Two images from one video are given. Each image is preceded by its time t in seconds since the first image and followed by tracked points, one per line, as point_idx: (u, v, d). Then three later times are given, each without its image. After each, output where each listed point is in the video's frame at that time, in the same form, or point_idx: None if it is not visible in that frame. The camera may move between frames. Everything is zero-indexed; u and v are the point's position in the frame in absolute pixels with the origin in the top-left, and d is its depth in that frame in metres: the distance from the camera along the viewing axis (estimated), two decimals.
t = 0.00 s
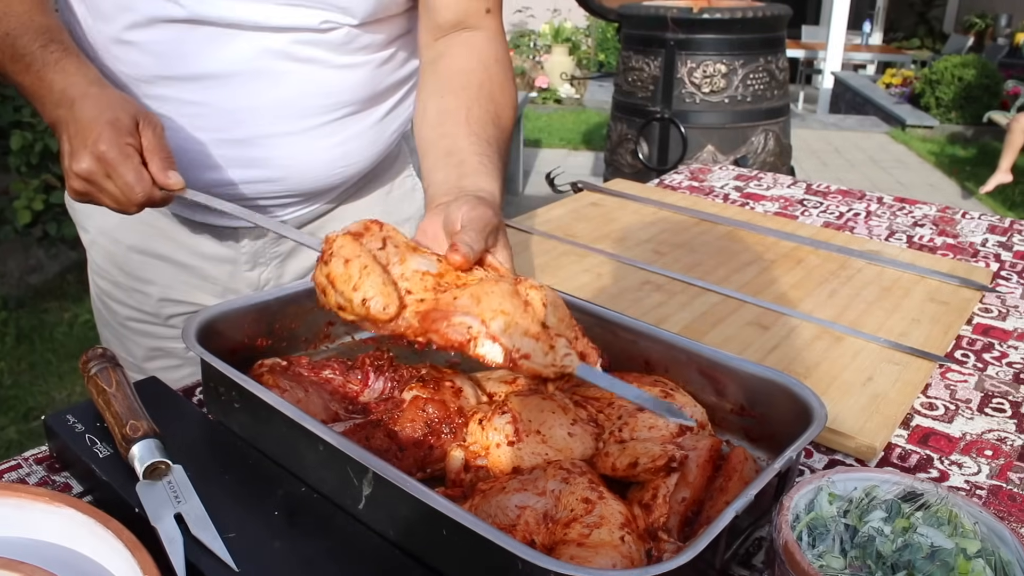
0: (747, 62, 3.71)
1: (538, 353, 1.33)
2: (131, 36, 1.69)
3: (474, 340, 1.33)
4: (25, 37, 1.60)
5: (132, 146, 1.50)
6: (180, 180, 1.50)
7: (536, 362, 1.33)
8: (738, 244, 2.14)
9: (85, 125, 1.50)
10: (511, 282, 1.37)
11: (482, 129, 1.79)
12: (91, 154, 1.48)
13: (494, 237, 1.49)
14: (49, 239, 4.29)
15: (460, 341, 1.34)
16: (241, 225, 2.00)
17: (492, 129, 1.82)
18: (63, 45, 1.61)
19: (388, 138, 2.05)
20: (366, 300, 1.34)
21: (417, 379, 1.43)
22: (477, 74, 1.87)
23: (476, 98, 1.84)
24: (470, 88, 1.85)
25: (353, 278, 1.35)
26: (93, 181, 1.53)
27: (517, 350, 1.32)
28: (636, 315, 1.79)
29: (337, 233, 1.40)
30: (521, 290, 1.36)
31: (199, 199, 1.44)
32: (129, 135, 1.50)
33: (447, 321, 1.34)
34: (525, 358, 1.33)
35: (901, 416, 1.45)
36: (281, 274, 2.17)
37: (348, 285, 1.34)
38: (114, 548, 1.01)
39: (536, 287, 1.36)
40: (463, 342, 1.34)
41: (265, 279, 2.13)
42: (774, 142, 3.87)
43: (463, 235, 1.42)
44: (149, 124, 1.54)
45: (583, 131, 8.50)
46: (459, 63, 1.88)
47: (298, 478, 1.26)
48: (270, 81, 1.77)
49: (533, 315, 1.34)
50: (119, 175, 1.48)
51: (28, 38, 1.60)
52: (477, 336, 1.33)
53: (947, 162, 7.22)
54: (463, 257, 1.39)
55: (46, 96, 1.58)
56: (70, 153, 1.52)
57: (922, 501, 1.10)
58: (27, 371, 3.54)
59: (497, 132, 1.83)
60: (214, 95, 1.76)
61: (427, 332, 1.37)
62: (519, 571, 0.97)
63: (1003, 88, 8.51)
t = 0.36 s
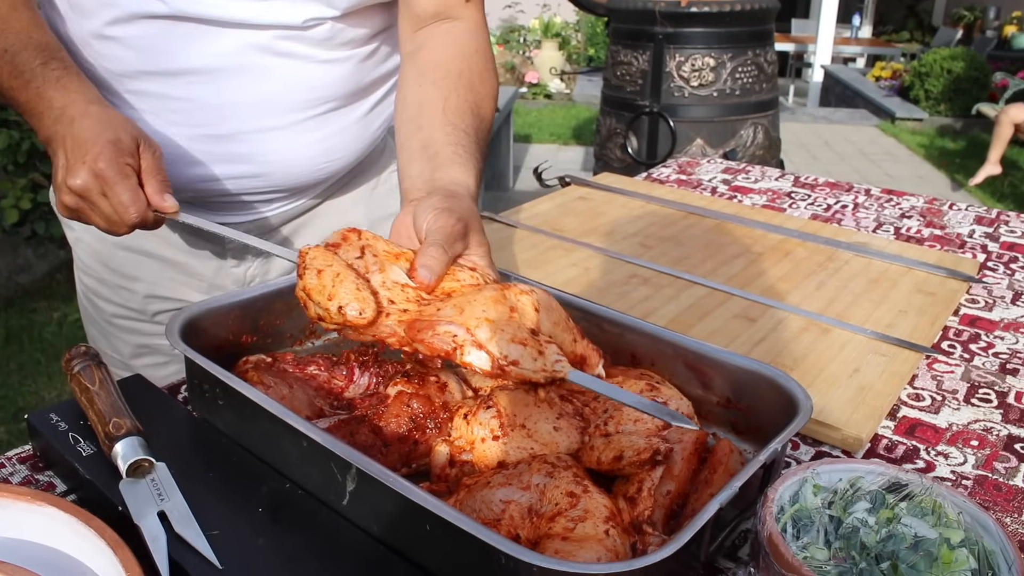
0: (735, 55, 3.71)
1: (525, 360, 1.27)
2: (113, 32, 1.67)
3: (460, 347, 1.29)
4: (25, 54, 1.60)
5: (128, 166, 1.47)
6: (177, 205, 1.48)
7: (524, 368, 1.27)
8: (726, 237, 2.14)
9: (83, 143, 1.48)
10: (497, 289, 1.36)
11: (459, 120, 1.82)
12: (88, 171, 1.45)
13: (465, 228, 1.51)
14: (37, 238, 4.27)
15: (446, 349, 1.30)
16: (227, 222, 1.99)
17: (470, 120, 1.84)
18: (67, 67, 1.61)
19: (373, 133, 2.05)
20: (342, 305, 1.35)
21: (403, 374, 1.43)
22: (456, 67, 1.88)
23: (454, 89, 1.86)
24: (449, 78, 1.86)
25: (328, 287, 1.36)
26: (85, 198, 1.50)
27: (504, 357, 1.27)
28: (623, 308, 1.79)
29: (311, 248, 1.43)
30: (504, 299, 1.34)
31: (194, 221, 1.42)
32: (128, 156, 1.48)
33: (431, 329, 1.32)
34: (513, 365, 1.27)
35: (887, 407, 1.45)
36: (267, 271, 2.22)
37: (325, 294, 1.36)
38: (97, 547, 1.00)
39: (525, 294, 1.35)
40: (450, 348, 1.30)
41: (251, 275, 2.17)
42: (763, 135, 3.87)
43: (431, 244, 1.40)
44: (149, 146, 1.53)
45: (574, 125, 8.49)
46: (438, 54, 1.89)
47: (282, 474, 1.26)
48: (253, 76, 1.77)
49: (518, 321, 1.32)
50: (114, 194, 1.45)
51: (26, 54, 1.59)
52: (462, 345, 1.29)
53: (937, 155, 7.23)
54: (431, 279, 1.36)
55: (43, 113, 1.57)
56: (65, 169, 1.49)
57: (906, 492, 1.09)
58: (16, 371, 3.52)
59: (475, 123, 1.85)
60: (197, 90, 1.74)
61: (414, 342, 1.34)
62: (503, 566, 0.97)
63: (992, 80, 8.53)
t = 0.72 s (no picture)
0: (729, 53, 3.71)
1: (474, 380, 1.28)
2: (102, 29, 1.66)
3: (412, 367, 1.30)
4: (40, 79, 1.52)
5: (149, 194, 1.48)
6: (197, 230, 1.49)
7: (472, 388, 1.28)
8: (719, 234, 2.13)
9: (103, 169, 1.48)
10: (453, 305, 1.36)
11: (433, 119, 1.84)
12: (108, 201, 1.46)
13: (428, 231, 1.53)
14: (28, 237, 4.24)
15: (398, 369, 1.31)
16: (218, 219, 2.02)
17: (443, 119, 1.86)
18: (82, 87, 1.57)
19: (364, 130, 2.04)
20: (304, 325, 1.37)
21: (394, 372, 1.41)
22: (430, 67, 1.89)
23: (429, 89, 1.87)
24: (423, 79, 1.87)
25: (292, 305, 1.38)
26: (108, 226, 1.51)
27: (453, 377, 1.29)
28: (615, 306, 1.78)
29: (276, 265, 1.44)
30: (458, 316, 1.35)
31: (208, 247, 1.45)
32: (148, 182, 1.49)
33: (385, 349, 1.33)
34: (461, 385, 1.29)
35: (880, 405, 1.44)
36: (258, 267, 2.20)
37: (288, 314, 1.38)
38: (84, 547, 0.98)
39: (483, 311, 1.36)
40: (401, 368, 1.31)
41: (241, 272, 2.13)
42: (757, 133, 3.87)
43: (391, 255, 1.44)
44: (168, 171, 1.53)
45: (569, 124, 8.48)
46: (417, 52, 1.90)
47: (271, 473, 1.25)
48: (242, 72, 1.75)
49: (470, 340, 1.32)
50: (136, 222, 1.46)
51: (44, 79, 1.52)
52: (415, 364, 1.30)
53: (932, 153, 7.24)
54: (393, 293, 1.40)
55: (64, 139, 1.55)
56: (86, 198, 1.50)
57: (899, 489, 1.09)
58: (6, 372, 3.50)
59: (450, 123, 1.87)
60: (186, 87, 1.73)
61: (369, 360, 1.35)
62: (492, 565, 0.96)
63: (987, 79, 8.54)
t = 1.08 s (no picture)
0: (728, 51, 3.70)
1: (454, 414, 1.26)
2: (93, 17, 1.65)
3: (392, 400, 1.27)
4: (37, 79, 1.51)
5: (145, 200, 1.46)
6: (193, 237, 1.46)
7: (451, 421, 1.25)
8: (719, 232, 2.13)
9: (100, 173, 1.46)
10: (435, 331, 1.33)
11: (424, 113, 1.83)
12: (105, 206, 1.44)
13: (419, 235, 1.51)
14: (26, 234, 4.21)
15: (381, 403, 1.28)
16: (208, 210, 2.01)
17: (436, 113, 1.85)
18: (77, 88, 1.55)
19: (355, 120, 2.03)
20: (286, 364, 1.34)
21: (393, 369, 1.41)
22: (420, 58, 1.87)
23: (420, 82, 1.86)
24: (413, 70, 1.85)
25: (273, 344, 1.35)
26: (105, 230, 1.49)
27: (434, 411, 1.26)
28: (615, 304, 1.78)
29: (257, 299, 1.41)
30: (439, 344, 1.31)
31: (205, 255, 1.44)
32: (145, 188, 1.46)
33: (367, 381, 1.30)
34: (443, 419, 1.26)
35: (881, 403, 1.44)
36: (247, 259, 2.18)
37: (271, 352, 1.35)
38: (81, 544, 0.97)
39: (467, 334, 1.33)
40: (382, 402, 1.28)
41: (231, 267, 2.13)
42: (756, 131, 3.86)
43: (384, 265, 1.41)
44: (166, 175, 1.51)
45: (567, 122, 8.48)
46: (406, 42, 1.88)
47: (270, 470, 1.24)
48: (232, 61, 1.74)
49: (450, 371, 1.30)
50: (132, 227, 1.44)
51: (40, 78, 1.51)
52: (395, 398, 1.27)
53: (931, 152, 7.24)
54: (387, 305, 1.38)
55: (61, 138, 1.53)
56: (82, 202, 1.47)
57: (901, 488, 1.08)
58: (4, 368, 3.49)
59: (442, 117, 1.86)
60: (176, 74, 1.72)
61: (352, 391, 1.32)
62: (493, 562, 0.95)
63: (985, 78, 8.55)
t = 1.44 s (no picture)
0: (733, 43, 3.69)
1: (439, 391, 1.27)
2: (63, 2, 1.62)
3: (380, 379, 1.28)
4: (37, 75, 1.48)
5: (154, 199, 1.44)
6: (201, 232, 1.46)
7: (438, 399, 1.27)
8: (723, 223, 2.12)
9: (105, 170, 1.44)
10: (422, 312, 1.35)
11: (406, 99, 1.84)
12: (112, 204, 1.43)
13: (408, 219, 1.53)
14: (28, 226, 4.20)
15: (368, 382, 1.29)
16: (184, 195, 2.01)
17: (417, 97, 1.85)
18: (76, 81, 1.51)
19: (326, 105, 2.04)
20: (277, 346, 1.34)
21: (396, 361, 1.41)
22: (396, 43, 1.87)
23: (399, 68, 1.86)
24: (391, 56, 1.86)
25: (264, 326, 1.35)
26: (113, 227, 1.49)
27: (420, 390, 1.28)
28: (619, 294, 1.77)
29: (248, 282, 1.41)
30: (425, 324, 1.33)
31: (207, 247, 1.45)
32: (152, 184, 1.45)
33: (354, 361, 1.30)
34: (429, 397, 1.27)
35: (886, 394, 1.44)
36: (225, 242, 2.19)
37: (262, 334, 1.35)
38: (84, 531, 0.97)
39: (453, 314, 1.34)
40: (371, 381, 1.29)
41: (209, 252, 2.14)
42: (760, 124, 3.85)
43: (373, 249, 1.42)
44: (173, 170, 1.49)
45: (570, 115, 8.46)
46: (383, 28, 1.88)
47: (274, 458, 1.23)
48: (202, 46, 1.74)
49: (436, 350, 1.31)
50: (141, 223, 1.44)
51: (40, 76, 1.48)
52: (382, 376, 1.28)
53: (935, 147, 7.22)
54: (376, 288, 1.38)
55: (64, 136, 1.49)
56: (89, 199, 1.47)
57: (908, 478, 1.08)
58: (7, 359, 3.49)
59: (423, 101, 1.87)
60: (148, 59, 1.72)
61: (341, 372, 1.32)
62: (498, 551, 0.95)
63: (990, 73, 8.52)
